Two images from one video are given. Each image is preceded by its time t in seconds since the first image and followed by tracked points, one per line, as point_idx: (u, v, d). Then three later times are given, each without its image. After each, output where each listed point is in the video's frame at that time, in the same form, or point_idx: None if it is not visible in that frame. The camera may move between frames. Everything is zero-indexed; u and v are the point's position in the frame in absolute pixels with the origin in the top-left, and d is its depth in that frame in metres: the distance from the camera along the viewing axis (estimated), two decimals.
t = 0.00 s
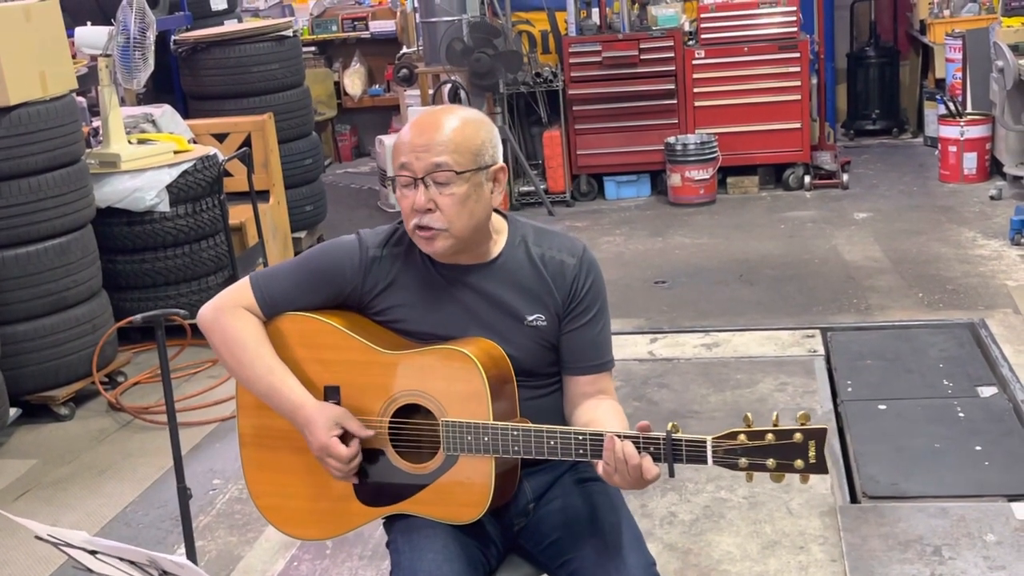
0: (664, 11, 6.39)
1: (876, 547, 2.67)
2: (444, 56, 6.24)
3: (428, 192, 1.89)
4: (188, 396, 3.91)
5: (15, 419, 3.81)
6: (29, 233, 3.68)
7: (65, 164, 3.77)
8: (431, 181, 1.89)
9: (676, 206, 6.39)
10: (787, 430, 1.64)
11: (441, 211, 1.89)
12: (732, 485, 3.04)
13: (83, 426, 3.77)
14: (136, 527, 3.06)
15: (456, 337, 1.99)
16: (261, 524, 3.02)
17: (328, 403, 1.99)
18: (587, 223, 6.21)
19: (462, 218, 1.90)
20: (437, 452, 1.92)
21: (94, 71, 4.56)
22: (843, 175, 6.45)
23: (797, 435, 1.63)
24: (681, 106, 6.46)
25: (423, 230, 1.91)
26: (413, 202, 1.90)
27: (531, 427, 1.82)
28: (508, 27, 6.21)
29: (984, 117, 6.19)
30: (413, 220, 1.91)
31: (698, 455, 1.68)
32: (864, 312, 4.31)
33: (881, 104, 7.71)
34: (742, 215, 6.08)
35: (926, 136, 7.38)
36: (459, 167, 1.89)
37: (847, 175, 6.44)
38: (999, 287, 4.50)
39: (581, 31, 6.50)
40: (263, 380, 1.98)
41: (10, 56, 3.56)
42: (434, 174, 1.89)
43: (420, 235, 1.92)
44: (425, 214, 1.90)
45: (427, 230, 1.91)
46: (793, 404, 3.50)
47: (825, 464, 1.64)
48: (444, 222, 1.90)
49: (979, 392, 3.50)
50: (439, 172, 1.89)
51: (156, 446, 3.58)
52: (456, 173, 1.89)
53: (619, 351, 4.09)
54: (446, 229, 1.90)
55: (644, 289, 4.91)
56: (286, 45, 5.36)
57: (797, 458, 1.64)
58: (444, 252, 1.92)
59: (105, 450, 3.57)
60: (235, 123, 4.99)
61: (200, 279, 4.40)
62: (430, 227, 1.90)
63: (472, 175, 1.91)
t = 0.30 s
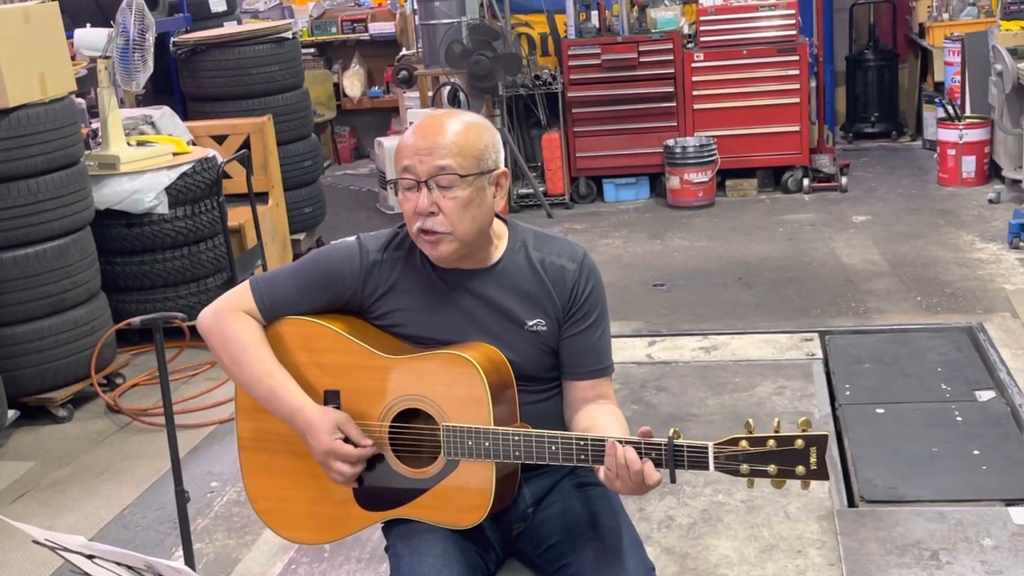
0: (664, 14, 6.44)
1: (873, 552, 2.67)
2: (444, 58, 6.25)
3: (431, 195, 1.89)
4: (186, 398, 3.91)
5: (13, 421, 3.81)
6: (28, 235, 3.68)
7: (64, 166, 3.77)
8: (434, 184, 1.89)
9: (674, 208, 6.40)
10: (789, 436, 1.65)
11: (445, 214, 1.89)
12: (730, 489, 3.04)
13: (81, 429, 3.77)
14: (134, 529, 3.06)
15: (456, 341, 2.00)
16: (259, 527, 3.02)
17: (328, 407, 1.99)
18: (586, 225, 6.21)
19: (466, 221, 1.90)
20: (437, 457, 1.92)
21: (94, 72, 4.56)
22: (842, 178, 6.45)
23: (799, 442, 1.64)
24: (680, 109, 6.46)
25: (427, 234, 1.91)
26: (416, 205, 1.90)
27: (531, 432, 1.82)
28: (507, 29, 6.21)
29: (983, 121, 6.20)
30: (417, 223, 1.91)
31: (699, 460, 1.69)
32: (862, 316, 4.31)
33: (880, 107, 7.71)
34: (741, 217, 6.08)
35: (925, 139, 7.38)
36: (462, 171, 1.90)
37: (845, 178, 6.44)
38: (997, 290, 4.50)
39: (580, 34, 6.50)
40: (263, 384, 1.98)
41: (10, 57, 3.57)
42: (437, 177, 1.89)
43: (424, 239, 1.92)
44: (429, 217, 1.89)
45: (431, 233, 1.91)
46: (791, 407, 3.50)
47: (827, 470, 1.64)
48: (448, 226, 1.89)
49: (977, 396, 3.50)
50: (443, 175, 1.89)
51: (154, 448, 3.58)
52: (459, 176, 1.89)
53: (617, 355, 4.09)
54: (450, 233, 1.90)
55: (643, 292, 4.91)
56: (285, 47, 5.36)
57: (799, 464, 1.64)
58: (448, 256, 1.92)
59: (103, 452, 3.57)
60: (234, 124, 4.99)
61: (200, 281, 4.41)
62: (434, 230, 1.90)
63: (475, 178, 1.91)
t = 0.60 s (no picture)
0: (664, 15, 6.44)
1: (873, 555, 2.67)
2: (444, 59, 6.24)
3: (438, 197, 1.89)
4: (186, 399, 3.91)
5: (13, 421, 3.80)
6: (28, 235, 3.67)
7: (64, 166, 3.76)
8: (441, 186, 1.89)
9: (675, 210, 6.39)
10: (795, 442, 1.64)
11: (452, 216, 1.89)
12: (730, 492, 3.04)
13: (80, 429, 3.77)
14: (133, 531, 3.05)
15: (458, 344, 1.99)
16: (258, 528, 3.02)
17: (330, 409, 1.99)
18: (586, 227, 6.21)
19: (472, 224, 1.90)
20: (440, 461, 1.92)
21: (94, 73, 4.56)
22: (842, 181, 6.45)
23: (805, 447, 1.63)
24: (680, 111, 6.45)
25: (432, 236, 1.91)
26: (422, 207, 1.89)
27: (536, 436, 1.81)
28: (507, 30, 6.21)
29: (984, 123, 6.19)
30: (422, 224, 1.90)
31: (705, 465, 1.69)
32: (863, 319, 4.31)
33: (880, 110, 7.71)
34: (741, 219, 6.08)
35: (925, 141, 7.38)
36: (470, 173, 1.89)
37: (846, 180, 6.44)
38: (998, 293, 4.49)
39: (581, 35, 6.50)
40: (264, 386, 1.97)
41: (10, 58, 3.56)
42: (445, 178, 1.89)
43: (429, 241, 1.91)
44: (436, 219, 1.89)
45: (437, 235, 1.90)
46: (791, 410, 3.50)
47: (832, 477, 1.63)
48: (454, 228, 1.89)
49: (977, 399, 3.49)
50: (450, 178, 1.89)
51: (153, 449, 3.57)
52: (467, 178, 1.89)
53: (617, 357, 4.08)
54: (455, 235, 1.90)
55: (643, 294, 4.91)
56: (286, 48, 5.36)
57: (805, 469, 1.64)
58: (454, 258, 1.92)
59: (103, 453, 3.57)
60: (234, 125, 4.99)
61: (200, 281, 4.40)
62: (440, 233, 1.90)
63: (482, 181, 1.90)
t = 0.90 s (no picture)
0: (665, 17, 6.36)
1: (875, 560, 2.66)
2: (445, 59, 6.24)
3: (454, 197, 1.89)
4: (185, 400, 3.90)
5: (12, 422, 3.79)
6: (27, 235, 3.66)
7: (63, 166, 3.75)
8: (458, 186, 1.89)
9: (676, 212, 6.38)
10: (798, 448, 1.63)
11: (464, 217, 1.88)
12: (731, 495, 3.03)
13: (79, 430, 3.76)
14: (132, 532, 3.04)
15: (459, 347, 1.98)
16: (258, 531, 3.01)
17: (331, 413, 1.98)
18: (586, 228, 6.20)
19: (484, 227, 1.90)
20: (442, 464, 1.91)
21: (95, 72, 4.55)
22: (843, 183, 6.44)
23: (808, 453, 1.62)
24: (682, 113, 6.44)
25: (442, 234, 1.90)
26: (437, 204, 1.89)
27: (539, 441, 1.80)
28: (509, 31, 6.20)
29: (985, 126, 6.19)
30: (434, 222, 1.89)
31: (709, 471, 1.67)
32: (865, 322, 4.30)
33: (881, 112, 7.70)
34: (742, 221, 6.07)
35: (926, 144, 7.38)
36: (489, 176, 1.89)
37: (847, 183, 6.43)
38: (999, 297, 4.49)
39: (582, 36, 6.49)
40: (264, 389, 1.96)
41: (11, 58, 3.55)
42: (463, 178, 1.88)
43: (439, 240, 1.90)
44: (448, 218, 1.88)
45: (448, 234, 1.89)
46: (793, 414, 3.49)
47: (836, 483, 1.63)
48: (466, 229, 1.88)
49: (979, 403, 3.49)
50: (469, 178, 1.88)
51: (152, 451, 3.56)
52: (485, 180, 1.89)
53: (618, 359, 4.07)
54: (467, 236, 1.89)
55: (644, 296, 4.90)
56: (286, 48, 5.35)
57: (809, 476, 1.63)
58: (460, 259, 1.91)
59: (102, 454, 3.56)
60: (235, 126, 4.98)
61: (199, 282, 4.39)
62: (452, 232, 1.89)
63: (499, 186, 1.90)
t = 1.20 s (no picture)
0: (666, 17, 6.34)
1: (877, 563, 2.65)
2: (446, 59, 6.23)
3: (480, 183, 1.91)
4: (185, 399, 3.88)
5: (11, 420, 3.78)
6: (28, 233, 3.65)
7: (64, 164, 3.74)
8: (484, 172, 1.92)
9: (678, 213, 6.37)
10: (803, 447, 1.62)
11: (490, 203, 1.90)
12: (733, 497, 3.02)
13: (79, 429, 3.74)
14: (131, 532, 3.03)
15: (460, 348, 1.97)
16: (258, 531, 3.00)
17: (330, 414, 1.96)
18: (587, 229, 6.19)
19: (505, 215, 1.92)
20: (443, 466, 1.90)
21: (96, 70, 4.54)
22: (845, 184, 6.43)
23: (813, 453, 1.61)
24: (683, 113, 6.43)
25: (465, 221, 1.90)
26: (463, 190, 1.91)
27: (540, 442, 1.79)
28: (510, 31, 6.19)
29: (987, 128, 6.18)
30: (459, 208, 1.90)
31: (713, 472, 1.66)
32: (867, 324, 4.29)
33: (883, 113, 7.69)
34: (743, 222, 6.06)
35: (928, 146, 7.37)
36: (513, 164, 1.94)
37: (848, 184, 6.42)
38: (1002, 299, 4.47)
39: (584, 36, 6.48)
40: (264, 391, 1.95)
41: (11, 55, 3.54)
42: (488, 165, 1.92)
43: (461, 227, 1.90)
44: (474, 203, 1.90)
45: (471, 220, 1.90)
46: (795, 415, 3.48)
47: (841, 483, 1.61)
48: (491, 215, 1.90)
49: (981, 406, 3.48)
50: (495, 165, 1.92)
51: (152, 450, 3.55)
52: (508, 168, 1.93)
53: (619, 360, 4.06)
54: (490, 223, 1.90)
55: (645, 296, 4.88)
56: (288, 47, 5.34)
57: (813, 476, 1.62)
58: (481, 248, 1.90)
59: (101, 453, 3.55)
60: (236, 124, 4.97)
61: (199, 281, 4.38)
62: (476, 218, 1.90)
63: (517, 176, 1.95)
